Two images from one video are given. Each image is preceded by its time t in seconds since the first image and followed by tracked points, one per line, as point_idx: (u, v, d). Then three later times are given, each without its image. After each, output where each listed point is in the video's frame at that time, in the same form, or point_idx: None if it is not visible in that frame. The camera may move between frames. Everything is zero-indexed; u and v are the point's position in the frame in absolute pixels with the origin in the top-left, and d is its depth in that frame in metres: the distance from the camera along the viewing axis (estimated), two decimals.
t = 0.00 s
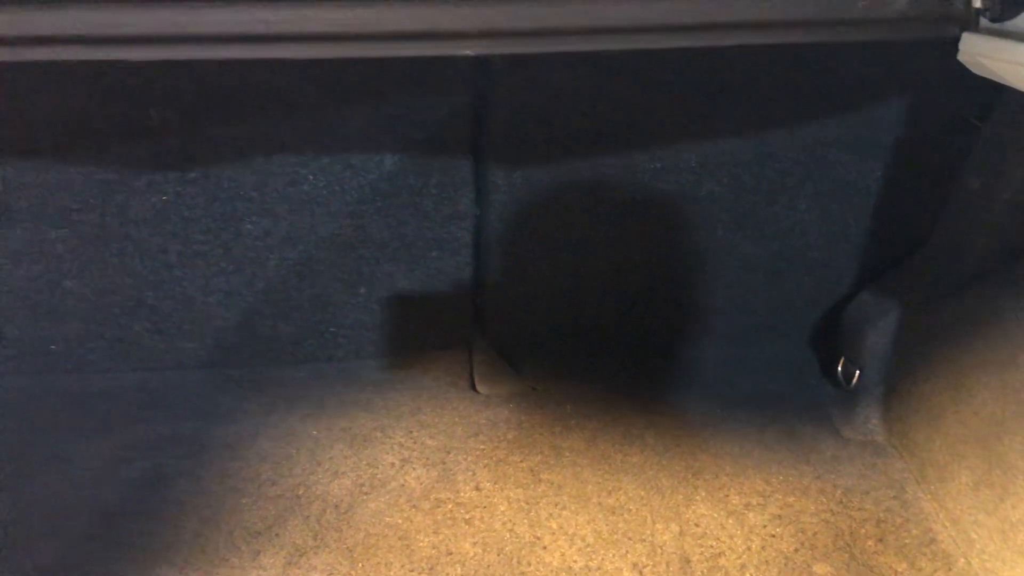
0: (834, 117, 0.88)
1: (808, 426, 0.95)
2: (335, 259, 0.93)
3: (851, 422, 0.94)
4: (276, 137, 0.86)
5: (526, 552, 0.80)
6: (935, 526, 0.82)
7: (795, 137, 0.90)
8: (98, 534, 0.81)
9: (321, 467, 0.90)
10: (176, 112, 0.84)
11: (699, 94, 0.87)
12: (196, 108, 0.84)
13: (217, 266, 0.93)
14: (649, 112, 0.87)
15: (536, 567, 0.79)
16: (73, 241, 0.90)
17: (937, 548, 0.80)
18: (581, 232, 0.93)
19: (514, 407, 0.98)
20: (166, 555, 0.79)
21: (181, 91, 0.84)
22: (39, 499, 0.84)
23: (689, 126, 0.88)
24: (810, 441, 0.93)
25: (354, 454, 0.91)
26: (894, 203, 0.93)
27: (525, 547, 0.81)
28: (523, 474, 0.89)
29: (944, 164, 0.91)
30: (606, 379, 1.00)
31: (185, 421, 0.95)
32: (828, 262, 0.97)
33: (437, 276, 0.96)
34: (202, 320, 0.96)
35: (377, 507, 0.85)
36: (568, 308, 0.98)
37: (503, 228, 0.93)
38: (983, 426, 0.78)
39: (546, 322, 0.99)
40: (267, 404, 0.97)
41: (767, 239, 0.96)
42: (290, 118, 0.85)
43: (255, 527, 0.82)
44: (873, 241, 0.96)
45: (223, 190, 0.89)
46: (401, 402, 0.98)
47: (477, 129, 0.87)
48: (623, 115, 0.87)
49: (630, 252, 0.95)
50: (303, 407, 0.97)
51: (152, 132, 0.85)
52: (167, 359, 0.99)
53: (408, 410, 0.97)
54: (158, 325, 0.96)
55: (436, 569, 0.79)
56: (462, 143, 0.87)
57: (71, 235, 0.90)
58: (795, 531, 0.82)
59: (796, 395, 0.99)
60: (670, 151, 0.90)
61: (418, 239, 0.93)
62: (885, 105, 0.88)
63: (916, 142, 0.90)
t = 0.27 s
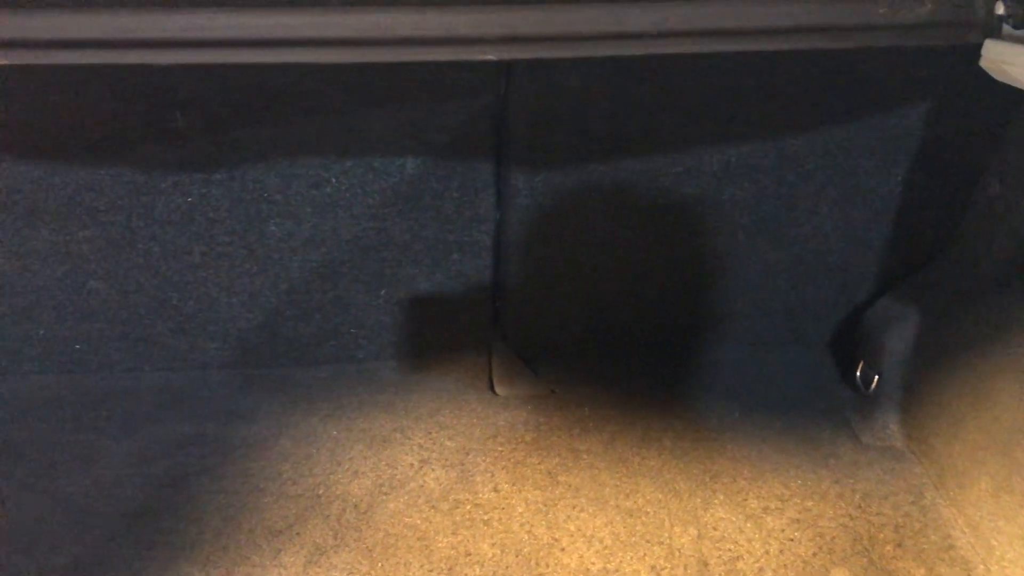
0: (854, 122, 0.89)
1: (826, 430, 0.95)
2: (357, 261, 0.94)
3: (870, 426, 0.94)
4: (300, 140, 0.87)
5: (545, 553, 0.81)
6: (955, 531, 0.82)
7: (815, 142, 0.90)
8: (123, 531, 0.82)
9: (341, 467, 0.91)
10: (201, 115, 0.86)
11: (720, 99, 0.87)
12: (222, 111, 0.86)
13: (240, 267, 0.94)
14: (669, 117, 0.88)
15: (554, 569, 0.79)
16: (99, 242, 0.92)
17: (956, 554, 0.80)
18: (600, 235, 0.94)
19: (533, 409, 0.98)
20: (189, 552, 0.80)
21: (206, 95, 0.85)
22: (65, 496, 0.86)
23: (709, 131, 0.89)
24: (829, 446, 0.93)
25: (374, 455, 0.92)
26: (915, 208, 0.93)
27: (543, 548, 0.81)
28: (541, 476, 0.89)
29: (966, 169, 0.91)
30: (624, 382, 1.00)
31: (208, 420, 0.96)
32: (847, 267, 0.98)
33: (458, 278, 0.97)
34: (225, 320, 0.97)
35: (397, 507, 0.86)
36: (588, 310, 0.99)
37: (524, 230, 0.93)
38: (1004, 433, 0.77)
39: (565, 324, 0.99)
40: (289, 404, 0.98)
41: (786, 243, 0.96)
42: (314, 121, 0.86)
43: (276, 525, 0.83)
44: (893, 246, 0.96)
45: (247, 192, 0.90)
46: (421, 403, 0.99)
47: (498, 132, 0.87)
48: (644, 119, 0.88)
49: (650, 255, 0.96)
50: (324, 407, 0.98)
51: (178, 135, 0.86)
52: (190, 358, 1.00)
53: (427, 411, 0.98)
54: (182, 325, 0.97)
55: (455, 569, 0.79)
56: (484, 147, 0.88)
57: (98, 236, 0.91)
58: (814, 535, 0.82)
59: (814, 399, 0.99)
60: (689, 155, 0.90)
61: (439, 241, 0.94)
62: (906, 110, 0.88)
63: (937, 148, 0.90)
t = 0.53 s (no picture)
0: (880, 115, 0.87)
1: (848, 428, 0.94)
2: (374, 253, 0.94)
3: (892, 425, 0.93)
4: (319, 130, 0.87)
5: (561, 548, 0.80)
6: (979, 532, 0.81)
7: (839, 136, 0.89)
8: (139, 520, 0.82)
9: (358, 460, 0.90)
10: (221, 105, 0.86)
11: (743, 91, 0.86)
12: (241, 101, 0.86)
13: (258, 259, 0.94)
14: (691, 109, 0.87)
15: (571, 564, 0.78)
16: (119, 232, 0.92)
17: (980, 554, 0.78)
18: (620, 229, 0.93)
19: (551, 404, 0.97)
20: (205, 543, 0.80)
21: (226, 85, 0.85)
22: (82, 485, 0.86)
23: (731, 123, 0.88)
24: (851, 444, 0.92)
25: (391, 448, 0.92)
26: (939, 203, 0.92)
27: (560, 543, 0.81)
28: (559, 471, 0.89)
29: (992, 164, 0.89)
30: (643, 377, 0.99)
31: (225, 411, 0.96)
32: (870, 263, 0.96)
33: (476, 271, 0.96)
34: (243, 311, 0.97)
35: (413, 500, 0.85)
36: (606, 304, 0.98)
37: (543, 223, 0.93)
38: None
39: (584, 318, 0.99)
40: (305, 396, 0.98)
41: (808, 238, 0.95)
42: (334, 111, 0.86)
43: (292, 517, 0.83)
44: (917, 242, 0.94)
45: (266, 183, 0.90)
46: (438, 396, 0.98)
47: (518, 124, 0.87)
48: (665, 111, 0.87)
49: (670, 249, 0.95)
50: (341, 400, 0.98)
51: (197, 124, 0.87)
52: (208, 350, 1.00)
53: (444, 404, 0.97)
54: (200, 316, 0.97)
55: (471, 563, 0.79)
56: (503, 139, 0.88)
57: (117, 226, 0.92)
58: (835, 534, 0.81)
59: (836, 397, 0.97)
60: (711, 148, 0.89)
61: (457, 234, 0.94)
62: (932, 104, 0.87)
63: (964, 142, 0.88)
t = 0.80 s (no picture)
0: (897, 115, 0.87)
1: (864, 431, 0.93)
2: (388, 252, 0.94)
3: (909, 429, 0.92)
4: (333, 129, 0.87)
5: (574, 549, 0.80)
6: (997, 536, 0.80)
7: (855, 136, 0.88)
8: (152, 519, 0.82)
9: (371, 459, 0.90)
10: (236, 104, 0.86)
11: (758, 90, 0.86)
12: (256, 100, 0.86)
13: (272, 258, 0.94)
14: (706, 109, 0.86)
15: (584, 566, 0.78)
16: (134, 231, 0.92)
17: (997, 559, 0.77)
18: (634, 229, 0.93)
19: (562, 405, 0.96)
20: (218, 542, 0.80)
21: (241, 84, 0.85)
22: (97, 483, 0.86)
23: (747, 124, 0.87)
24: (867, 448, 0.91)
25: (404, 447, 0.92)
26: (957, 204, 0.91)
27: (573, 545, 0.80)
28: (572, 472, 0.88)
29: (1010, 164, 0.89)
30: (656, 378, 0.99)
31: (239, 410, 0.96)
32: (886, 264, 0.96)
33: (489, 271, 0.96)
34: (257, 311, 0.98)
35: (426, 500, 0.85)
36: (620, 305, 0.98)
37: (557, 223, 0.93)
38: None
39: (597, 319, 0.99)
40: (319, 395, 0.98)
41: (824, 239, 0.94)
42: (348, 111, 0.86)
43: (305, 516, 0.83)
44: (934, 243, 0.94)
45: (280, 182, 0.90)
46: (451, 397, 0.98)
47: (533, 124, 0.87)
48: (680, 111, 0.87)
49: (684, 250, 0.94)
50: (354, 399, 0.98)
51: (212, 123, 0.87)
52: (222, 349, 1.00)
53: (457, 404, 0.97)
54: (214, 315, 0.98)
55: (484, 564, 0.79)
56: (517, 139, 0.88)
57: (133, 224, 0.92)
58: (850, 537, 0.80)
59: (852, 399, 0.97)
60: (727, 148, 0.89)
61: (471, 233, 0.94)
62: (950, 104, 0.86)
63: (982, 143, 0.88)
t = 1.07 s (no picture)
0: (904, 118, 0.87)
1: (870, 435, 0.93)
2: (394, 254, 0.94)
3: (915, 434, 0.91)
4: (339, 131, 0.88)
5: (577, 552, 0.79)
6: (1004, 542, 0.79)
7: (862, 139, 0.88)
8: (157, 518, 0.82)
9: (376, 461, 0.90)
10: (242, 105, 0.86)
11: (764, 93, 0.85)
12: (262, 101, 0.86)
13: (279, 259, 0.95)
14: (712, 112, 0.86)
15: (587, 568, 0.78)
16: (141, 232, 0.93)
17: (1004, 565, 0.77)
18: (640, 231, 0.93)
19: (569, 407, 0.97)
20: (222, 541, 0.80)
21: (248, 85, 0.85)
22: (102, 482, 0.86)
23: (753, 126, 0.87)
24: (873, 451, 0.90)
25: (408, 449, 0.92)
26: (965, 208, 0.91)
27: (577, 548, 0.80)
28: (576, 475, 0.88)
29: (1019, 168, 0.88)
30: (662, 381, 0.99)
31: (245, 411, 0.96)
32: (894, 268, 0.95)
33: (495, 273, 0.96)
34: (263, 312, 0.98)
35: (430, 501, 0.85)
36: (626, 307, 0.98)
37: (562, 225, 0.93)
38: None
39: (603, 321, 0.99)
40: (324, 397, 0.98)
41: (831, 243, 0.94)
42: (354, 112, 0.86)
43: (309, 517, 0.83)
44: (942, 247, 0.93)
45: (287, 183, 0.91)
46: (456, 399, 0.98)
47: (539, 126, 0.87)
48: (686, 114, 0.86)
49: (690, 253, 0.94)
50: (360, 401, 0.98)
51: (218, 124, 0.87)
52: (229, 349, 1.01)
53: (463, 406, 0.97)
54: (221, 316, 0.98)
55: (487, 566, 0.78)
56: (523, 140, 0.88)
57: (140, 225, 0.92)
58: (855, 541, 0.80)
59: (859, 403, 0.96)
60: (733, 151, 0.89)
61: (476, 235, 0.94)
62: (958, 107, 0.85)
63: (990, 146, 0.87)
